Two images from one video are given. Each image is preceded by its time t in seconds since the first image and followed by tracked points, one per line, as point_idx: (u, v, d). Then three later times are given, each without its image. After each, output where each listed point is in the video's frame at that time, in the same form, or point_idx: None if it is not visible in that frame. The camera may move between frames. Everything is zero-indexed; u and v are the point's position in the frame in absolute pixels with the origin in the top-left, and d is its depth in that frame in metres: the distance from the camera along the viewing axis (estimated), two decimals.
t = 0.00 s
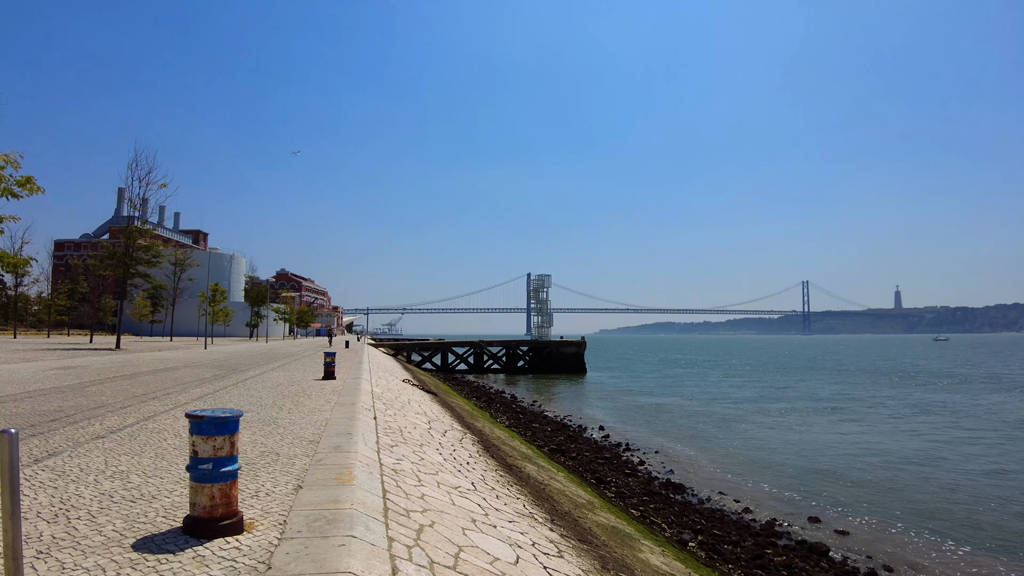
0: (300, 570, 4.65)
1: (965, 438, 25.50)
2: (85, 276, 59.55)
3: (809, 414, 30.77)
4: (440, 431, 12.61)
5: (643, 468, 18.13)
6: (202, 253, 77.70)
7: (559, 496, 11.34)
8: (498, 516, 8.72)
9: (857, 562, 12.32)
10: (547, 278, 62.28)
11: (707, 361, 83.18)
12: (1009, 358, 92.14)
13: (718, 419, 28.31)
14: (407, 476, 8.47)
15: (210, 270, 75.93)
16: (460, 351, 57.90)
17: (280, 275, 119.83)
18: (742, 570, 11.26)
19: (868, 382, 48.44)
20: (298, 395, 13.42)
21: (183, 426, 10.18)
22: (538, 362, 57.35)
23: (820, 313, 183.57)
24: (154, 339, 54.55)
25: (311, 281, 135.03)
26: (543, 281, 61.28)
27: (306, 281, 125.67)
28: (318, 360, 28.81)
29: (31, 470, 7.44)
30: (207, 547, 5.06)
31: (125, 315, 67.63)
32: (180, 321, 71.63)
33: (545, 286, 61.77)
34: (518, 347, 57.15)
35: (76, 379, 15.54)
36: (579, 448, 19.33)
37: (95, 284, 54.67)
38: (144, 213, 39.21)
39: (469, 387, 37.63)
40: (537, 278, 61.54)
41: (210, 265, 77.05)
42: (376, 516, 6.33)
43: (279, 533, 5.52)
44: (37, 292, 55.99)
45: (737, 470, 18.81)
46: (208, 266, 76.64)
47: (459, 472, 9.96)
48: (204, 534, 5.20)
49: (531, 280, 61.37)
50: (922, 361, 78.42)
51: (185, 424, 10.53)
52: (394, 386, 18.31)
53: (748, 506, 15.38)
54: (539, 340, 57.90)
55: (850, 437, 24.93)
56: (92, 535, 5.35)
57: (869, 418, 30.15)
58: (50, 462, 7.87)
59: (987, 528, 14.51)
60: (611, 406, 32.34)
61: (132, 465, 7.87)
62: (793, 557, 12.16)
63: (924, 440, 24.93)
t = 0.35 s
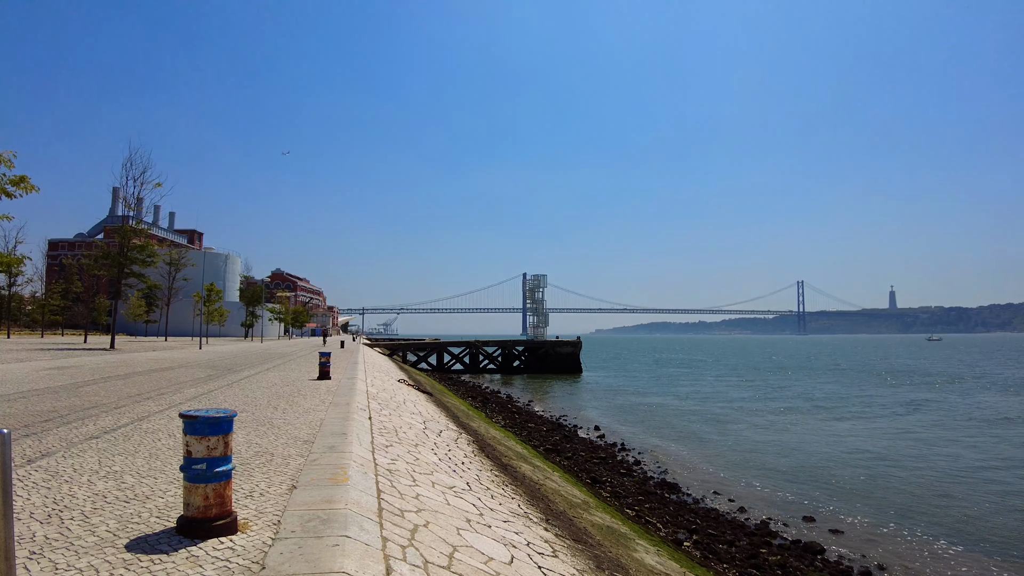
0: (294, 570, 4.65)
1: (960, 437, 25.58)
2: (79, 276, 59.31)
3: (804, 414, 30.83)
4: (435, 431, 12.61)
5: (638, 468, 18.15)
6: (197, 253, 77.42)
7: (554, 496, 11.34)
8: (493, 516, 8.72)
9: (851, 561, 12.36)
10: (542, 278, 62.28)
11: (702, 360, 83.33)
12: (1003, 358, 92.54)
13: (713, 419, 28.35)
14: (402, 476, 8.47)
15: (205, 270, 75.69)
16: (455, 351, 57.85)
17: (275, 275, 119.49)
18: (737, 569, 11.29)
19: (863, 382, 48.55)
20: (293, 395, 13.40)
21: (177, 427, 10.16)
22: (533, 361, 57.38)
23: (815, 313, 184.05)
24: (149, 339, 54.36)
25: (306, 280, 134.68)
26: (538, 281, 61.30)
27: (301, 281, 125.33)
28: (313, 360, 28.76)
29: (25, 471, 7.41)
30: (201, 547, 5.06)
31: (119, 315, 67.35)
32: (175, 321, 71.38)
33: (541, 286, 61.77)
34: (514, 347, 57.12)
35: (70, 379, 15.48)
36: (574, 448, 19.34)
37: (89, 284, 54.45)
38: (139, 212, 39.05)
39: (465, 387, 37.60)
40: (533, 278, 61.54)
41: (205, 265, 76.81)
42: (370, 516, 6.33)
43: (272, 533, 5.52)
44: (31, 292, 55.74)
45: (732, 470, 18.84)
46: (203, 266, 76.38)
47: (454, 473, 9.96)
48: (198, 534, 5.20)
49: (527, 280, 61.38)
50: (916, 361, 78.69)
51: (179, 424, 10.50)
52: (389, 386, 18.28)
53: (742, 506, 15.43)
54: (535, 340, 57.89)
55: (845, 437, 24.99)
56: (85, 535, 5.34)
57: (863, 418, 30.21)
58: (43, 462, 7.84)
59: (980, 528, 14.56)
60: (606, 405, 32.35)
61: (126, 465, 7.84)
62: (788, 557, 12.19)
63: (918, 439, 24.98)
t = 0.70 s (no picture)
0: (286, 571, 4.65)
1: (952, 437, 25.74)
2: (73, 275, 58.98)
3: (797, 414, 30.95)
4: (429, 431, 12.60)
5: (632, 468, 18.19)
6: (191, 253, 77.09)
7: (548, 496, 11.35)
8: (487, 516, 8.72)
9: (845, 560, 12.43)
10: (537, 278, 62.35)
11: (696, 361, 83.56)
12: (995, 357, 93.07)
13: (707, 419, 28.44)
14: (396, 476, 8.47)
15: (200, 270, 75.43)
16: (450, 351, 57.85)
17: (269, 275, 119.17)
18: (731, 568, 11.34)
19: (856, 382, 48.78)
20: (287, 395, 13.38)
21: (171, 427, 10.13)
22: (529, 362, 57.43)
23: (809, 313, 184.74)
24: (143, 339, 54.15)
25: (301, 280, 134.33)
26: (533, 281, 61.38)
27: (295, 281, 124.99)
28: (307, 360, 28.74)
29: (17, 471, 7.39)
30: (195, 547, 5.05)
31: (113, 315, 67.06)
32: (169, 321, 71.10)
33: (536, 286, 61.86)
34: (509, 347, 57.15)
35: (63, 379, 15.41)
36: (569, 448, 19.36)
37: (83, 283, 54.19)
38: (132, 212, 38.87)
39: (460, 387, 37.62)
40: (528, 278, 61.63)
41: (199, 265, 76.55)
42: (364, 516, 6.33)
43: (266, 533, 5.52)
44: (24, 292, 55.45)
45: (726, 470, 18.92)
46: (198, 265, 76.10)
47: (448, 473, 9.96)
48: (191, 534, 5.19)
49: (522, 280, 61.43)
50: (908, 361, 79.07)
51: (173, 424, 10.48)
52: (383, 386, 18.28)
53: (736, 505, 15.52)
54: (530, 340, 57.96)
55: (838, 437, 25.10)
56: (78, 536, 5.33)
57: (856, 418, 30.37)
58: (35, 463, 7.80)
59: (972, 527, 14.65)
60: (601, 406, 32.41)
61: (119, 466, 7.82)
62: (781, 556, 12.25)
63: (910, 439, 25.11)
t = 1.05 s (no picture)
0: (279, 570, 4.65)
1: (945, 437, 25.87)
2: (65, 275, 58.65)
3: (790, 414, 31.05)
4: (423, 432, 12.61)
5: (626, 468, 18.23)
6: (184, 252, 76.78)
7: (542, 496, 11.37)
8: (480, 516, 8.73)
9: (838, 560, 12.51)
10: (532, 278, 62.42)
11: (690, 361, 83.74)
12: (986, 357, 93.79)
13: (701, 419, 28.53)
14: (390, 476, 8.48)
15: (193, 269, 75.13)
16: (445, 351, 57.83)
17: (263, 274, 118.77)
18: (724, 568, 11.40)
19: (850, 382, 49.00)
20: (281, 396, 13.36)
21: (163, 427, 10.10)
22: (523, 362, 57.46)
23: (802, 313, 185.49)
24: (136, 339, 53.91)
25: (295, 280, 133.94)
26: (528, 281, 61.45)
27: (289, 281, 124.58)
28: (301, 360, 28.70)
29: (9, 471, 7.37)
30: (187, 548, 5.04)
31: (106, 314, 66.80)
32: (162, 321, 70.79)
33: (531, 286, 61.92)
34: (504, 347, 57.15)
35: (55, 379, 15.35)
36: (563, 448, 19.39)
37: (75, 283, 53.89)
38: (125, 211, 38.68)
39: (454, 387, 37.64)
40: (522, 278, 61.72)
41: (193, 264, 76.26)
42: (357, 516, 6.33)
43: (259, 533, 5.52)
44: (16, 291, 55.15)
45: (720, 469, 18.99)
46: (191, 265, 75.79)
47: (442, 473, 9.98)
48: (184, 535, 5.18)
49: (516, 280, 61.50)
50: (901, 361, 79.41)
51: (166, 425, 10.44)
52: (377, 386, 18.28)
53: (730, 504, 15.59)
54: (525, 340, 58.01)
55: (830, 436, 25.23)
56: (69, 537, 5.31)
57: (848, 417, 30.55)
58: (26, 464, 7.76)
59: (963, 527, 14.76)
60: (595, 405, 32.47)
61: (112, 467, 7.78)
62: (775, 555, 12.31)
63: (902, 439, 25.26)
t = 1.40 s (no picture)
0: (272, 571, 4.66)
1: (936, 437, 26.04)
2: (57, 274, 58.24)
3: (782, 414, 31.18)
4: (417, 432, 12.61)
5: (620, 468, 18.27)
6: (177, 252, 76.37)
7: (536, 496, 11.38)
8: (474, 516, 8.74)
9: (830, 559, 12.58)
10: (526, 278, 62.44)
11: (683, 361, 84.05)
12: (977, 357, 94.46)
13: (695, 419, 28.61)
14: (383, 476, 8.48)
15: (186, 269, 74.77)
16: (439, 351, 57.78)
17: (256, 274, 118.28)
18: (717, 567, 11.45)
19: (842, 382, 49.27)
20: (274, 396, 13.34)
21: (156, 428, 10.04)
22: (517, 362, 57.49)
23: (796, 313, 186.20)
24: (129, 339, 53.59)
25: (288, 280, 133.47)
26: (522, 281, 61.47)
27: (283, 281, 124.16)
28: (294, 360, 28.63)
29: None
30: (180, 548, 5.03)
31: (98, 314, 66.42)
32: (155, 321, 70.42)
33: (525, 286, 61.95)
34: (498, 347, 57.18)
35: (47, 380, 15.25)
36: (557, 448, 19.42)
37: (67, 283, 53.53)
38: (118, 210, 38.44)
39: (448, 387, 37.64)
40: (516, 278, 61.75)
41: (186, 264, 75.91)
42: (350, 517, 6.33)
43: (252, 534, 5.52)
44: (7, 291, 54.79)
45: (713, 469, 19.06)
46: (184, 264, 75.42)
47: (436, 473, 9.98)
48: (176, 535, 5.17)
49: (510, 280, 61.52)
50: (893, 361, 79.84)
51: (158, 425, 10.38)
52: (370, 386, 18.27)
53: (723, 504, 15.66)
54: (519, 340, 58.03)
55: (823, 436, 25.36)
56: (61, 538, 5.30)
57: (841, 417, 30.68)
58: (17, 465, 7.71)
59: (954, 526, 14.86)
60: (589, 406, 32.50)
61: (104, 467, 7.74)
62: (768, 555, 12.38)
63: (894, 439, 25.39)
